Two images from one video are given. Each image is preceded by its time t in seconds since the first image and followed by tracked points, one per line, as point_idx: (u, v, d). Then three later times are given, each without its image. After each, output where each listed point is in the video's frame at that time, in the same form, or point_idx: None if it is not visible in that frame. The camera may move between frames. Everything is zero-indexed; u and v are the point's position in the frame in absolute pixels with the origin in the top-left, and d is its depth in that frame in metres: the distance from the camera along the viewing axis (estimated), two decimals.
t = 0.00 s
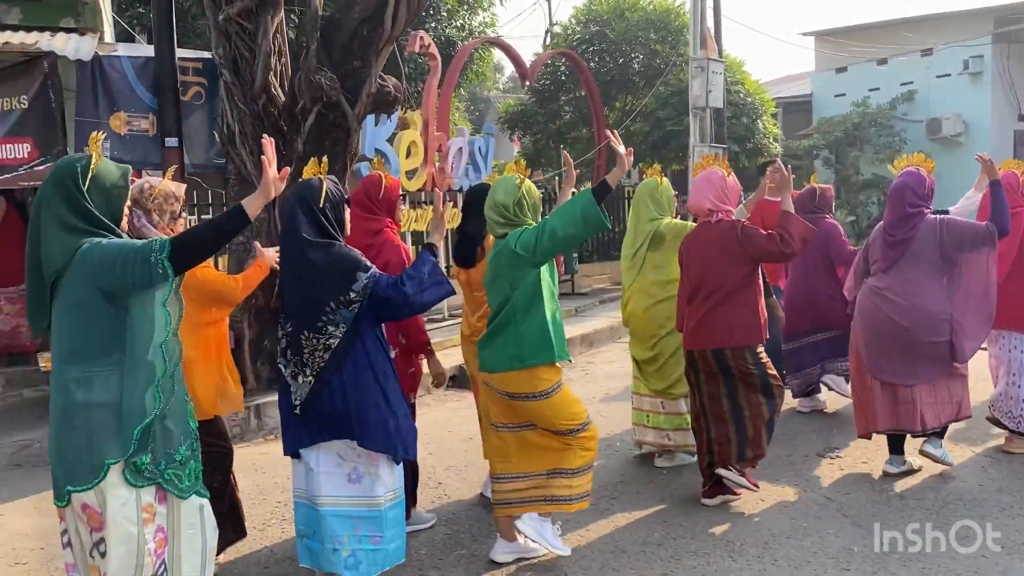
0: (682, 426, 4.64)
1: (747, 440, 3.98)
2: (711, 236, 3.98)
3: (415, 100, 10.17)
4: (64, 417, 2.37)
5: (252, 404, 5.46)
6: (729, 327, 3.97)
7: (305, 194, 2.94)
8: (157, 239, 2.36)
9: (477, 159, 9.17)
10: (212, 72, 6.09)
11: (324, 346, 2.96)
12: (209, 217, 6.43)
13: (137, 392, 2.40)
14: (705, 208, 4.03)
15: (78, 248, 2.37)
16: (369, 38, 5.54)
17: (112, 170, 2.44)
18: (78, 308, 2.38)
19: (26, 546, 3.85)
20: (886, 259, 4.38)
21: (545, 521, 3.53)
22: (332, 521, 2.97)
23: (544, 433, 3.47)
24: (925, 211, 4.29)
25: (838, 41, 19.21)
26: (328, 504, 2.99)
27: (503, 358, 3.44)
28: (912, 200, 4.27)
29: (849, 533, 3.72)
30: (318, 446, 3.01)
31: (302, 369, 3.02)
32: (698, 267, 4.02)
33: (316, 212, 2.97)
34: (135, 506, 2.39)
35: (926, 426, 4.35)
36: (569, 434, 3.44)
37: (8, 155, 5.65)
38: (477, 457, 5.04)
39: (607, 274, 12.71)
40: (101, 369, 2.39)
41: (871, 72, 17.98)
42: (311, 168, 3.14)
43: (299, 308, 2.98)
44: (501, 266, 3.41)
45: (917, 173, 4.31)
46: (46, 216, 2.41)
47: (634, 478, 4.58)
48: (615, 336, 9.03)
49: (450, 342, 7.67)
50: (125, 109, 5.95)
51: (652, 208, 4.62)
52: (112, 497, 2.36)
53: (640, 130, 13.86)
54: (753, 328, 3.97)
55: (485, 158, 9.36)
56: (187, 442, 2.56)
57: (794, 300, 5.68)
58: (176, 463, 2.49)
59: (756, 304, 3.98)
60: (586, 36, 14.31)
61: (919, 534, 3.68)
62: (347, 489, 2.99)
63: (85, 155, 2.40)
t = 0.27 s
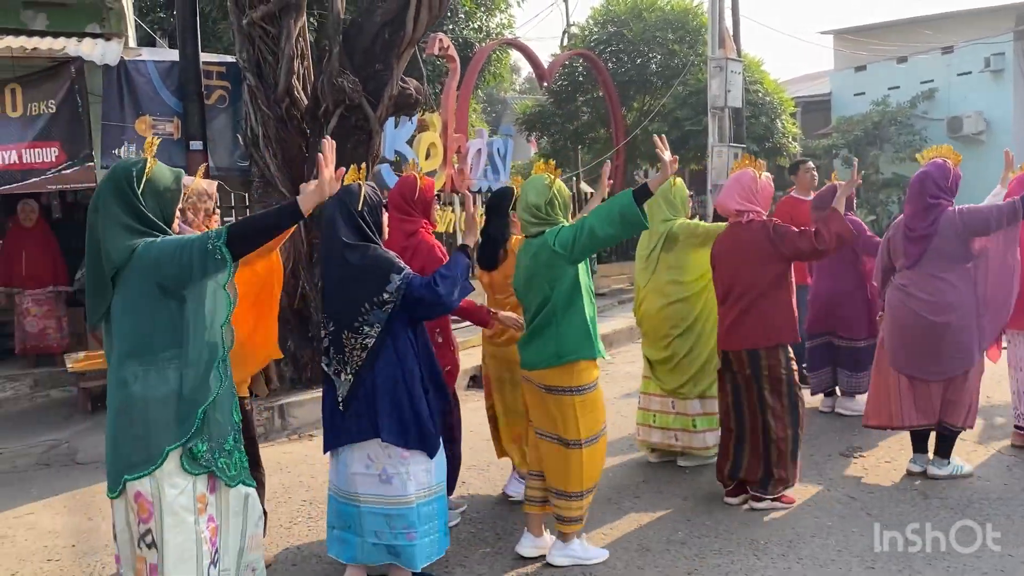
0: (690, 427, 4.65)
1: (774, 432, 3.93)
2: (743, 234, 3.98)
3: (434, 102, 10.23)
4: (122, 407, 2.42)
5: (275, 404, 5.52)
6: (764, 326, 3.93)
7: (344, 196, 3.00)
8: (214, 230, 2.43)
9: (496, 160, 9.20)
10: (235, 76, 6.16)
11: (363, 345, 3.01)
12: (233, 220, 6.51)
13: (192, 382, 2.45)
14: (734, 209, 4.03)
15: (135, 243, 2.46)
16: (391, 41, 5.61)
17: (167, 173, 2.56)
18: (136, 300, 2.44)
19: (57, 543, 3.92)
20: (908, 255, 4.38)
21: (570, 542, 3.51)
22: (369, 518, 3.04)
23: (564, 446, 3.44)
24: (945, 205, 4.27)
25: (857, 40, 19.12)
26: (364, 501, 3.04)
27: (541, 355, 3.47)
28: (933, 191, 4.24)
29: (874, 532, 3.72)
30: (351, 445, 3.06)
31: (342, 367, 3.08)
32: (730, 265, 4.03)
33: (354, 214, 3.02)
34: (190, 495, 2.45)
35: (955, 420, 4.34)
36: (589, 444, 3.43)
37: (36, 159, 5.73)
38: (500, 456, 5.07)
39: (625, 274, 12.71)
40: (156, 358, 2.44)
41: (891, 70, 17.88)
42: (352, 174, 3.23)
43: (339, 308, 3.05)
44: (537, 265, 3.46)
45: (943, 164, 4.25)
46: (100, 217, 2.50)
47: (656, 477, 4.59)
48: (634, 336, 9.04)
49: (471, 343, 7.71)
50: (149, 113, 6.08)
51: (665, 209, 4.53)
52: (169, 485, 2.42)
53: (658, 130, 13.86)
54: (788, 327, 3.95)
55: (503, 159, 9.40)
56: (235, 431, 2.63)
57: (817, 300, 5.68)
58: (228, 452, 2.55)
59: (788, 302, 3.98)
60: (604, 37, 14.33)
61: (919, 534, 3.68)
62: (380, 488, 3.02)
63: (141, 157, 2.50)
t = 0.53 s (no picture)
0: (681, 428, 4.59)
1: (781, 431, 3.90)
2: (765, 231, 4.00)
3: (443, 105, 10.26)
4: (150, 406, 2.59)
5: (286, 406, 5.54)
6: (783, 320, 3.94)
7: (363, 197, 3.06)
8: (234, 247, 2.55)
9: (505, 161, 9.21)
10: (246, 79, 6.19)
11: (383, 340, 3.04)
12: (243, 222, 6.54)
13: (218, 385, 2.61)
14: (756, 208, 4.07)
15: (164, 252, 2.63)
16: (400, 44, 5.65)
17: (192, 183, 2.72)
18: (165, 305, 2.60)
19: (72, 544, 3.95)
20: (922, 257, 4.39)
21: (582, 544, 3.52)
22: (392, 510, 3.07)
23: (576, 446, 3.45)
24: (958, 208, 4.28)
25: (865, 40, 19.07)
26: (388, 494, 3.08)
27: (562, 357, 3.48)
28: (943, 195, 4.28)
29: (886, 532, 3.71)
30: (374, 437, 3.10)
31: (363, 363, 3.12)
32: (753, 263, 4.04)
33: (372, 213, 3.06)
34: (218, 487, 2.64)
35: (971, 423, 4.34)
36: (601, 444, 3.44)
37: (48, 163, 5.77)
38: (511, 457, 5.08)
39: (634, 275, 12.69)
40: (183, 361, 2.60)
41: (900, 70, 17.84)
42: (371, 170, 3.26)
43: (359, 305, 3.08)
44: (563, 265, 3.48)
45: (952, 169, 4.30)
46: (132, 225, 2.68)
47: (667, 477, 4.59)
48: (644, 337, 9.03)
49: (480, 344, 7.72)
50: (161, 116, 6.15)
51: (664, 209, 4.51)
52: (197, 478, 2.60)
53: (666, 131, 13.86)
54: (804, 324, 3.95)
55: (512, 161, 9.42)
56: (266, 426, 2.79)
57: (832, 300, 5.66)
58: (258, 446, 2.71)
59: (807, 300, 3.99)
60: (612, 38, 14.34)
61: (916, 535, 3.68)
62: (401, 480, 3.05)
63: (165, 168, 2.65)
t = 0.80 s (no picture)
0: (675, 434, 4.60)
1: (785, 435, 3.96)
2: (766, 234, 4.01)
3: (443, 108, 10.28)
4: (178, 407, 2.63)
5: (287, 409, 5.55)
6: (791, 322, 3.97)
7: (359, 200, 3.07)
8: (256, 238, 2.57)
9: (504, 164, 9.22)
10: (246, 84, 6.20)
11: (372, 342, 3.07)
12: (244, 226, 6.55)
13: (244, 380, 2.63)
14: (755, 212, 4.09)
15: (182, 254, 2.66)
16: (400, 48, 5.63)
17: (207, 182, 2.75)
18: (187, 306, 2.62)
19: (73, 549, 3.95)
20: (918, 257, 4.39)
21: (586, 541, 3.53)
22: (382, 511, 3.08)
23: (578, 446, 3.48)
24: (954, 207, 4.28)
25: (865, 41, 19.10)
26: (378, 495, 3.09)
27: (560, 358, 3.51)
28: (938, 196, 4.26)
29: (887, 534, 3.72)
30: (365, 438, 3.11)
31: (352, 363, 3.16)
32: (756, 265, 4.05)
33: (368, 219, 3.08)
34: (243, 486, 2.65)
35: (968, 426, 4.31)
36: (606, 442, 3.45)
37: (49, 168, 5.78)
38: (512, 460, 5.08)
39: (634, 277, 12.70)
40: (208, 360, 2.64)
41: (899, 71, 17.85)
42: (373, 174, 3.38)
43: (350, 307, 3.10)
44: (555, 266, 3.49)
45: (947, 168, 4.28)
46: (149, 231, 2.72)
47: (668, 480, 4.60)
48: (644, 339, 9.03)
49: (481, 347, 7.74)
50: (161, 121, 6.11)
51: (664, 213, 4.52)
52: (223, 477, 2.63)
53: (666, 133, 13.88)
54: (811, 325, 3.98)
55: (512, 163, 9.42)
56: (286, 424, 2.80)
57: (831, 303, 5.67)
58: (279, 445, 2.73)
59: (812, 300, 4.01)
60: (612, 41, 14.38)
61: (916, 535, 3.69)
62: (391, 482, 3.07)
63: (183, 170, 2.70)
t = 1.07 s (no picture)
0: (669, 437, 4.61)
1: (807, 429, 4.02)
2: (759, 234, 4.05)
3: (434, 112, 10.29)
4: (184, 408, 2.69)
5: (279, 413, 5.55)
6: (785, 320, 4.01)
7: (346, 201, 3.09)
8: (259, 252, 2.62)
9: (496, 168, 9.23)
10: (237, 87, 6.20)
11: (363, 341, 3.08)
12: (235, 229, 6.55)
13: (247, 380, 2.71)
14: (750, 212, 4.13)
15: (188, 257, 2.71)
16: (390, 52, 5.68)
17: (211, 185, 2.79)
18: (192, 310, 2.68)
19: (63, 554, 3.94)
20: (905, 259, 4.42)
21: (591, 517, 3.73)
22: (368, 511, 3.09)
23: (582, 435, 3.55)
24: (942, 210, 4.32)
25: (855, 45, 19.19)
26: (364, 494, 3.10)
27: (544, 365, 3.53)
28: (928, 200, 4.32)
29: (876, 535, 3.74)
30: (353, 437, 3.12)
31: (345, 364, 3.15)
32: (750, 265, 4.09)
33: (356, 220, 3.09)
34: (246, 487, 2.72)
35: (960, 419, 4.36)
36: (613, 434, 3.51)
37: (39, 172, 5.78)
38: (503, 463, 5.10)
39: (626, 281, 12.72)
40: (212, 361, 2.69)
41: (889, 75, 17.94)
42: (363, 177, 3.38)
43: (340, 307, 3.11)
44: (544, 271, 3.54)
45: (937, 173, 4.32)
46: (155, 234, 2.77)
47: (659, 482, 4.61)
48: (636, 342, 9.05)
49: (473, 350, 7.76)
50: (151, 125, 6.09)
51: (649, 215, 4.57)
52: (227, 477, 2.70)
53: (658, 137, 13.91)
54: (806, 324, 4.02)
55: (504, 167, 9.44)
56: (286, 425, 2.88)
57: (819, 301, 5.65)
58: (279, 447, 2.80)
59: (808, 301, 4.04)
60: (603, 45, 14.43)
61: (919, 534, 3.72)
62: (378, 482, 3.08)
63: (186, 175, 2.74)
